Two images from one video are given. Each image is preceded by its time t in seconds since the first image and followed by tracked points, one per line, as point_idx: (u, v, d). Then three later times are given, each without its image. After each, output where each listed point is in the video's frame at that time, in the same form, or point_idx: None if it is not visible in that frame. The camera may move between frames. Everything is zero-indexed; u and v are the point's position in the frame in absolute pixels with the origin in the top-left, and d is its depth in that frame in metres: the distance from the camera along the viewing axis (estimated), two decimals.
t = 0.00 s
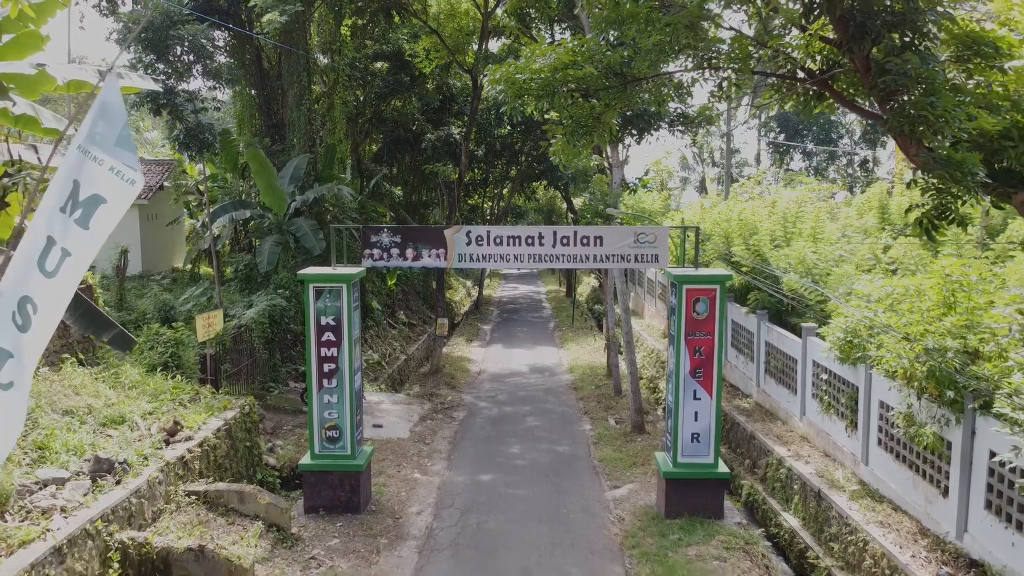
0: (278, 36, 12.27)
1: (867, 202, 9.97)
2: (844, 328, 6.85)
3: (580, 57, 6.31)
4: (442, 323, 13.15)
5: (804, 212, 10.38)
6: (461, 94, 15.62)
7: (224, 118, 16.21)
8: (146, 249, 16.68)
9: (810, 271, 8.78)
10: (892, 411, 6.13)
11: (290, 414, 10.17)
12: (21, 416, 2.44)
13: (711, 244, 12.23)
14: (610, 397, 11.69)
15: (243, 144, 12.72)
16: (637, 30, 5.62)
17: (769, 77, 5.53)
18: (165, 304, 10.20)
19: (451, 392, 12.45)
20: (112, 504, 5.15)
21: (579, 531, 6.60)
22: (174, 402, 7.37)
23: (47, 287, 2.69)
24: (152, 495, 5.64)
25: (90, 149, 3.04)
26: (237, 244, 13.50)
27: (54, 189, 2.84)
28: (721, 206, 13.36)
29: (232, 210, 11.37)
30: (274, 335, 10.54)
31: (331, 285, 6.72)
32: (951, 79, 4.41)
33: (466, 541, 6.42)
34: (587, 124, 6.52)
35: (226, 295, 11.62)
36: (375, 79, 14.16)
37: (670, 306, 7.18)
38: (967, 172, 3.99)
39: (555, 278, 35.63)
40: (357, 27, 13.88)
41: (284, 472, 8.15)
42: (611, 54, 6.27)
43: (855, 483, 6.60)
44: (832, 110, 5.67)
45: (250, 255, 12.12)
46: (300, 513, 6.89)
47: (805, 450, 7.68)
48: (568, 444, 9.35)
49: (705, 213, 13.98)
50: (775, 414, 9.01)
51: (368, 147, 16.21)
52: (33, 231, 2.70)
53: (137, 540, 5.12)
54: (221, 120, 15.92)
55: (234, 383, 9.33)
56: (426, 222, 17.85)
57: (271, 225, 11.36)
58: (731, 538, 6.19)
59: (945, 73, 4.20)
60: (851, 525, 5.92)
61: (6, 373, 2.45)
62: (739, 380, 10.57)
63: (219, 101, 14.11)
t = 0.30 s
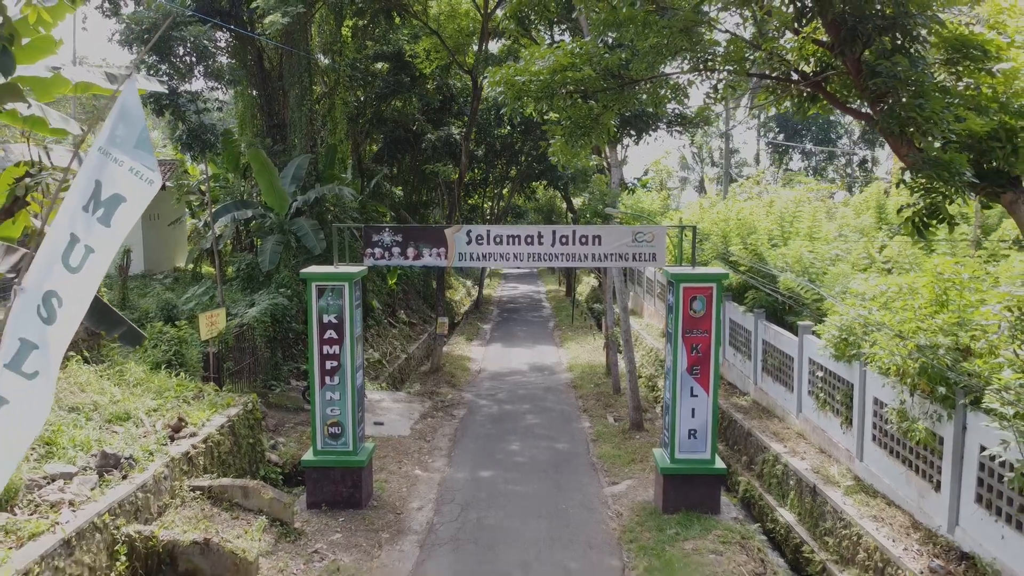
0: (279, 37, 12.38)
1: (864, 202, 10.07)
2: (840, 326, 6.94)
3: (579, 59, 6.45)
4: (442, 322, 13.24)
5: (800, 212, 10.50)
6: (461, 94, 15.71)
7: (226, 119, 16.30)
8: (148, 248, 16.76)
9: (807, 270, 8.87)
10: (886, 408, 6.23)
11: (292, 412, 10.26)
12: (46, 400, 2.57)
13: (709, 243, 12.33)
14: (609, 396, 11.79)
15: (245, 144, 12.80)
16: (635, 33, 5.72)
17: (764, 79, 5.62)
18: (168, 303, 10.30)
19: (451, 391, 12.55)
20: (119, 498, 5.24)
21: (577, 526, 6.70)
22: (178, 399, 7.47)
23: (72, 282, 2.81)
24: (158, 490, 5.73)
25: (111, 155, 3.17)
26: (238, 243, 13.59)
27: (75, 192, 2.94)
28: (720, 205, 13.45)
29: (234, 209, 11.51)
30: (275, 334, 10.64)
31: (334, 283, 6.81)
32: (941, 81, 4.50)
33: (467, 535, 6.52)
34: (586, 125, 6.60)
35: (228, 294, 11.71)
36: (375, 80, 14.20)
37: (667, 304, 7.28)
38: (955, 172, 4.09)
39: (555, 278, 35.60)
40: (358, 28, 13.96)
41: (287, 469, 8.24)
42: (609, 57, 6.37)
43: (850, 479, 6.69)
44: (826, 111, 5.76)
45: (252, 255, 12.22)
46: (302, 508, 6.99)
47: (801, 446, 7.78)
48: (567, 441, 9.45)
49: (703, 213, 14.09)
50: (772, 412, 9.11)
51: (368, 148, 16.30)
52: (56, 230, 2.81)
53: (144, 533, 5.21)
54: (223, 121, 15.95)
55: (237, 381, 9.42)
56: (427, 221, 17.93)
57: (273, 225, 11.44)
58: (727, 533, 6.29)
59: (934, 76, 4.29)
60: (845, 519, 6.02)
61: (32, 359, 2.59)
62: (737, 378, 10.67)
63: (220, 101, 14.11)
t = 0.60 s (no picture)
0: (280, 38, 12.49)
1: (861, 202, 10.18)
2: (835, 324, 7.04)
3: (577, 61, 6.51)
4: (442, 321, 13.35)
5: (798, 212, 10.62)
6: (461, 94, 15.80)
7: (227, 119, 16.40)
8: (150, 249, 16.87)
9: (803, 269, 8.98)
10: (880, 404, 6.33)
11: (294, 410, 10.37)
12: (70, 397, 2.32)
13: (707, 242, 12.44)
14: (607, 394, 11.89)
15: (246, 144, 12.89)
16: (633, 35, 5.82)
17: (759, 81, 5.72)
18: (171, 302, 10.41)
19: (451, 389, 12.65)
20: (126, 493, 5.33)
21: (576, 521, 6.80)
22: (182, 396, 7.57)
23: (97, 278, 2.46)
24: (163, 485, 5.83)
25: (133, 146, 2.72)
26: (240, 243, 13.69)
27: (101, 178, 2.55)
28: (718, 205, 13.55)
29: (236, 210, 11.47)
30: (277, 332, 10.74)
31: (336, 282, 6.91)
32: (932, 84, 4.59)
33: (467, 530, 6.62)
34: (584, 126, 6.73)
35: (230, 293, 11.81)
36: (376, 81, 14.28)
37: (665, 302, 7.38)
38: (943, 173, 4.19)
39: (555, 277, 35.68)
40: (359, 29, 14.06)
41: (289, 465, 8.34)
42: (608, 59, 6.38)
43: (845, 475, 6.79)
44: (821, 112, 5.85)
45: (254, 254, 12.31)
46: (305, 504, 7.09)
47: (797, 443, 7.88)
48: (566, 439, 9.55)
49: (702, 212, 14.19)
50: (769, 410, 9.21)
51: (369, 148, 16.40)
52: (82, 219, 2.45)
53: (150, 527, 5.30)
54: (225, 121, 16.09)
55: (239, 379, 9.52)
56: (427, 221, 18.03)
57: (275, 224, 11.53)
58: (724, 527, 6.39)
59: (924, 78, 4.39)
60: (840, 514, 6.11)
61: (55, 352, 2.31)
62: (734, 376, 10.76)
63: (223, 103, 14.22)
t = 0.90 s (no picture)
0: (282, 39, 12.62)
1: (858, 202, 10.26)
2: (830, 322, 7.14)
3: (576, 63, 6.59)
4: (443, 320, 13.44)
5: (795, 211, 10.70)
6: (461, 95, 15.88)
7: (228, 120, 16.51)
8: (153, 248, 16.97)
9: (800, 268, 9.08)
10: (873, 401, 6.43)
11: (296, 407, 10.48)
12: (92, 386, 2.43)
13: (705, 242, 12.54)
14: (606, 392, 12.00)
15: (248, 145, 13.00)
16: (631, 38, 5.91)
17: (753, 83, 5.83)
18: (174, 301, 10.51)
19: (452, 387, 12.76)
20: (133, 486, 5.42)
21: (574, 516, 6.90)
22: (186, 393, 7.68)
23: (118, 275, 2.56)
24: (169, 479, 5.93)
25: (150, 149, 2.80)
26: (242, 242, 13.79)
27: (122, 180, 2.63)
28: (716, 205, 13.65)
29: (239, 209, 11.48)
30: (279, 331, 10.84)
31: (338, 280, 7.01)
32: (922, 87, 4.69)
33: (468, 525, 6.72)
34: (583, 127, 6.83)
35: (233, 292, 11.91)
36: (376, 82, 14.43)
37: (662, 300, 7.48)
38: (930, 174, 4.29)
39: (555, 277, 35.76)
40: (359, 30, 14.16)
41: (292, 462, 8.44)
42: (605, 61, 6.50)
43: (840, 470, 6.90)
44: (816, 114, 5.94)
45: (256, 254, 12.42)
46: (308, 499, 7.19)
47: (793, 439, 7.99)
48: (565, 436, 9.65)
49: (700, 212, 14.29)
50: (765, 407, 9.32)
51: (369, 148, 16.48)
52: (104, 217, 2.53)
53: (157, 521, 5.41)
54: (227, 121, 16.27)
55: (242, 377, 9.63)
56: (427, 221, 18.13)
57: (277, 224, 11.65)
58: (720, 522, 6.50)
59: (913, 81, 4.49)
60: (834, 508, 6.22)
61: (79, 343, 2.41)
62: (732, 374, 10.86)
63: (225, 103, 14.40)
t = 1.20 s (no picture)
0: (284, 41, 12.73)
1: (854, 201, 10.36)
2: (825, 320, 7.24)
3: (574, 66, 6.69)
4: (443, 319, 13.55)
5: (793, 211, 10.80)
6: (461, 95, 15.96)
7: (230, 120, 16.61)
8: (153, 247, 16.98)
9: (797, 267, 9.19)
10: (867, 397, 6.54)
11: (298, 405, 10.60)
12: (114, 377, 2.54)
13: (704, 241, 12.65)
14: (605, 390, 12.11)
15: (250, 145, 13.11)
16: (629, 41, 6.01)
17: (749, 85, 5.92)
18: (177, 300, 10.62)
19: (452, 386, 12.89)
20: (140, 481, 5.52)
21: (573, 511, 7.01)
22: (191, 390, 7.79)
23: (138, 272, 2.65)
24: (175, 474, 6.03)
25: (169, 151, 2.87)
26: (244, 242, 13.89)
27: (141, 181, 2.71)
28: (715, 205, 13.75)
29: (241, 209, 11.64)
30: (281, 330, 10.95)
31: (340, 279, 7.12)
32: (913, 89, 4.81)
33: (468, 519, 6.84)
34: (581, 128, 6.98)
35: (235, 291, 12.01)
36: (377, 82, 14.54)
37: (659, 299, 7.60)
38: (918, 174, 4.40)
39: (555, 277, 35.87)
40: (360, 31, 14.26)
41: (295, 458, 8.54)
42: (603, 63, 6.58)
43: (834, 466, 7.01)
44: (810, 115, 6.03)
45: (258, 253, 12.52)
46: (311, 494, 7.31)
47: (789, 436, 8.10)
48: (564, 433, 9.76)
49: (698, 212, 14.39)
50: (762, 404, 9.42)
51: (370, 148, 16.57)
52: (123, 216, 2.61)
53: (164, 514, 5.52)
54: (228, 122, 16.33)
55: (245, 375, 9.74)
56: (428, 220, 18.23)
57: (279, 224, 11.77)
58: (716, 516, 6.61)
59: (902, 84, 4.60)
60: (828, 503, 6.33)
61: (101, 335, 2.51)
62: (729, 372, 10.98)
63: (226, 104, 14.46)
